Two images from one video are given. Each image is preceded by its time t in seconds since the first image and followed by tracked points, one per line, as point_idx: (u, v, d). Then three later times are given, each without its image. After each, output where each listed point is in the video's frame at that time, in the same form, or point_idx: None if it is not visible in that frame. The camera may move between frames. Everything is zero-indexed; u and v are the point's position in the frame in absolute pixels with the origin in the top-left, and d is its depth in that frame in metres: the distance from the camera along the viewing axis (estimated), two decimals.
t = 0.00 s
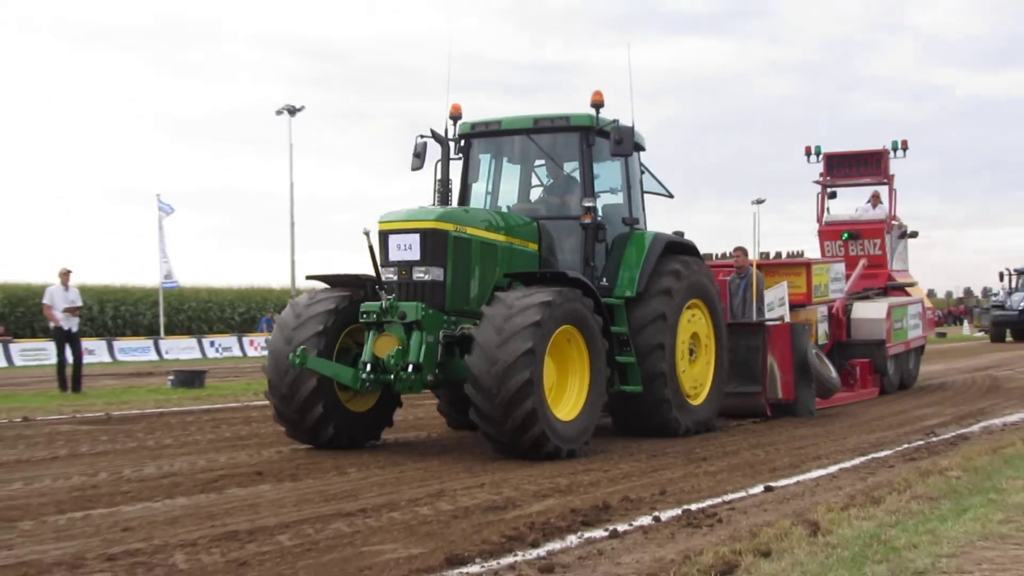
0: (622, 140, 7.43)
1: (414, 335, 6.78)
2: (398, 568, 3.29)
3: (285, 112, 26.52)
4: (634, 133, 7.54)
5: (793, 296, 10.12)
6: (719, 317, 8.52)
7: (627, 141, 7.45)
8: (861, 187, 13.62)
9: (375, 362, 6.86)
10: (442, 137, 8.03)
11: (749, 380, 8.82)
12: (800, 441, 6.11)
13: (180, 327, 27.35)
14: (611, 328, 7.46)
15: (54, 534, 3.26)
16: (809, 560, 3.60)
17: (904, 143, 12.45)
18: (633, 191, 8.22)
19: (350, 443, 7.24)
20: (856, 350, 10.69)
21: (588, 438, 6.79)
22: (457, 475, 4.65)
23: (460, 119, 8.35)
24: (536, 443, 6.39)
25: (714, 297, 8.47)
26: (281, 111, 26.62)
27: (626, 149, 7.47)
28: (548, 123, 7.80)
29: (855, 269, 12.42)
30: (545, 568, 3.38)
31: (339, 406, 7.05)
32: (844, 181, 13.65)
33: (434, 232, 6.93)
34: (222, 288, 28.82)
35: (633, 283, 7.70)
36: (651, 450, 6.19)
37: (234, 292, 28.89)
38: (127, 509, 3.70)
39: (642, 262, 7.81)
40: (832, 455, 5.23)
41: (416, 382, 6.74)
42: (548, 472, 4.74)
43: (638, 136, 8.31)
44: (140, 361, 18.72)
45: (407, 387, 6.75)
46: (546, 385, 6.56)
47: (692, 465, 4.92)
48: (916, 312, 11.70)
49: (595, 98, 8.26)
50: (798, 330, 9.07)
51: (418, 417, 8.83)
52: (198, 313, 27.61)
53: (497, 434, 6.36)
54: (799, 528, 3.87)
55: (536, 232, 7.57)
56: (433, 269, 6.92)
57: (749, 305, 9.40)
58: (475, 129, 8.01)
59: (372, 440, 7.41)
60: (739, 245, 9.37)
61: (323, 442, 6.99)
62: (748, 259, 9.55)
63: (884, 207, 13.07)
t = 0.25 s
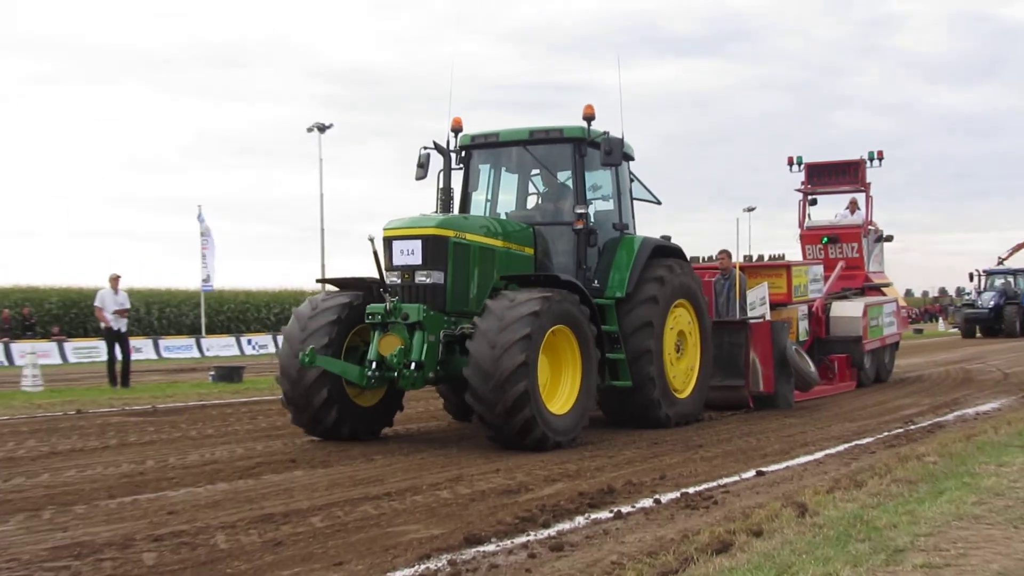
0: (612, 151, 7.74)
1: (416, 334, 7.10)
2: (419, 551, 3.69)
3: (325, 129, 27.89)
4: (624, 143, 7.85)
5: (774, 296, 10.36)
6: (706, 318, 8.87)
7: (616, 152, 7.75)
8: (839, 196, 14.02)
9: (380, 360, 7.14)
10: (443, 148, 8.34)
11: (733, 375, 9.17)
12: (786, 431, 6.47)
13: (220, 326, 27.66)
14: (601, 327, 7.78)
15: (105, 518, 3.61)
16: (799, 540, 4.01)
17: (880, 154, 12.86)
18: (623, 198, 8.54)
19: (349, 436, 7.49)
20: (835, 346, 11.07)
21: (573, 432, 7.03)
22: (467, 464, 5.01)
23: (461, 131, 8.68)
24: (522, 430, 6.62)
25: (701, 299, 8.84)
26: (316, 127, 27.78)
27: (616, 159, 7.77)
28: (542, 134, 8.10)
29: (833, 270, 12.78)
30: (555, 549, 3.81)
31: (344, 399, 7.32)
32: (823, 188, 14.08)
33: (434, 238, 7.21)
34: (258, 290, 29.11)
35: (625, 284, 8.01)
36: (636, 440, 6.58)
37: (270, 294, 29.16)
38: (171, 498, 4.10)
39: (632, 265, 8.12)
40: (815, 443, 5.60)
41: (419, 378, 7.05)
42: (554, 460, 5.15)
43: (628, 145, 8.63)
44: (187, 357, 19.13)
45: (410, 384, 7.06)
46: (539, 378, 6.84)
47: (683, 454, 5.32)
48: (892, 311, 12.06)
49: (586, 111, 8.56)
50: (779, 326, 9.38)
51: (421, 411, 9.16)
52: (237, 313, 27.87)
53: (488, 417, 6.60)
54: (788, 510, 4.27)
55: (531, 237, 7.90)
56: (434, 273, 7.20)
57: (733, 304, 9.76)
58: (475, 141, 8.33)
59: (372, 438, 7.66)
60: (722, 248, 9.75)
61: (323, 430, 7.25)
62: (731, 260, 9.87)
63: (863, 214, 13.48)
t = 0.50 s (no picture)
0: (604, 161, 8.04)
1: (418, 333, 7.38)
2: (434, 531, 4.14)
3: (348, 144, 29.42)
4: (614, 153, 8.18)
5: (756, 296, 10.77)
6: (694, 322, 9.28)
7: (605, 162, 8.02)
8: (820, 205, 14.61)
9: (385, 357, 7.44)
10: (445, 158, 8.66)
11: (718, 370, 9.55)
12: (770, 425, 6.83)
13: (259, 323, 28.65)
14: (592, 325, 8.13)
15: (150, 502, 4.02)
16: (786, 521, 4.38)
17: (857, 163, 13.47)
18: (613, 204, 8.90)
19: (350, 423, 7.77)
20: (815, 343, 11.47)
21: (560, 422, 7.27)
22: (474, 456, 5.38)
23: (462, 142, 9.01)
24: (509, 416, 6.90)
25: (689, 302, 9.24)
26: (344, 141, 29.39)
27: (606, 169, 8.10)
28: (537, 145, 8.42)
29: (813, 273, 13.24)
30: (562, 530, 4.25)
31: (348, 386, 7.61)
32: (805, 196, 14.65)
33: (434, 243, 7.51)
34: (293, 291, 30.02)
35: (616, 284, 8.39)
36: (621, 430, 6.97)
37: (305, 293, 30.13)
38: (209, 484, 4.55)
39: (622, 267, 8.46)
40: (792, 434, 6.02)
41: (420, 374, 7.35)
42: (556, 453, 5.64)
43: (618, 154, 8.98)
44: (223, 351, 19.85)
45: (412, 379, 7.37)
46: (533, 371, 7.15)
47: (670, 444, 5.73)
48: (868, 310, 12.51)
49: (579, 122, 8.87)
50: (762, 325, 9.74)
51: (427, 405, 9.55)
52: (274, 311, 28.81)
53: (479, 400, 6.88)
54: (778, 492, 4.66)
55: (526, 241, 8.23)
56: (435, 275, 7.49)
57: (717, 304, 10.06)
58: (475, 151, 8.66)
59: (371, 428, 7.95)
60: (708, 251, 10.12)
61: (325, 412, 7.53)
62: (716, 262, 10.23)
63: (843, 219, 13.92)
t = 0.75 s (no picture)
0: (598, 168, 8.37)
1: (422, 330, 7.70)
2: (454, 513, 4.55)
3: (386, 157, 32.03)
4: (608, 160, 8.51)
5: (744, 294, 11.12)
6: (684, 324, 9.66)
7: (600, 169, 8.34)
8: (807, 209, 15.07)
9: (390, 354, 7.75)
10: (449, 165, 8.98)
11: (708, 363, 9.89)
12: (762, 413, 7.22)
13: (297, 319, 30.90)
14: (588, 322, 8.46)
15: (191, 485, 4.43)
16: (779, 502, 4.73)
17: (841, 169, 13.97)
18: (608, 209, 9.21)
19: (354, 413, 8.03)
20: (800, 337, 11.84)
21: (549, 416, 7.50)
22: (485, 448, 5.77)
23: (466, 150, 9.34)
24: (502, 399, 7.13)
25: (680, 303, 9.62)
26: (372, 150, 30.86)
27: (600, 174, 8.42)
28: (535, 152, 8.75)
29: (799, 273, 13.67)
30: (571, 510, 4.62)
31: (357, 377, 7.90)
32: (792, 200, 15.14)
33: (438, 246, 7.77)
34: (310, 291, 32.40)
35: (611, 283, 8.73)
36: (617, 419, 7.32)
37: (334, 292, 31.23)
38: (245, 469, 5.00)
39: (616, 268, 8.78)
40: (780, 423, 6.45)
41: (424, 369, 7.64)
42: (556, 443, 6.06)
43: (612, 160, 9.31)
44: (260, 345, 21.08)
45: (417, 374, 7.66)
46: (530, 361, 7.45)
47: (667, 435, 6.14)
48: (852, 307, 12.92)
49: (574, 131, 9.19)
50: (748, 321, 10.08)
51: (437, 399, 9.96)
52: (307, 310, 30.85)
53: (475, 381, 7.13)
54: (771, 475, 5.02)
55: (525, 244, 8.54)
56: (438, 276, 7.75)
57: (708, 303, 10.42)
58: (478, 159, 8.99)
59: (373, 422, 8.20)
60: (699, 252, 10.47)
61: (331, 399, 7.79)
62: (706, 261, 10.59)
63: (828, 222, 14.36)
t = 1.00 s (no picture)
0: (593, 176, 8.74)
1: (425, 326, 8.02)
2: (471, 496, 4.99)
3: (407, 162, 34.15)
4: (602, 166, 8.85)
5: (731, 294, 11.53)
6: (677, 327, 10.04)
7: (596, 175, 8.69)
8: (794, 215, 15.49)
9: (396, 349, 8.08)
10: (454, 172, 9.38)
11: (697, 359, 10.26)
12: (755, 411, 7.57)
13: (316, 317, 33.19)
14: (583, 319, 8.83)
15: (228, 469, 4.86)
16: (771, 488, 5.11)
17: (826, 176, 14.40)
18: (604, 214, 9.57)
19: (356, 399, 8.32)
20: (785, 335, 12.26)
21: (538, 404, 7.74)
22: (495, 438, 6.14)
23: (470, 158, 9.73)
24: (494, 379, 7.42)
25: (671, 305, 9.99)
26: (394, 159, 32.91)
27: (595, 181, 8.75)
28: (535, 159, 9.12)
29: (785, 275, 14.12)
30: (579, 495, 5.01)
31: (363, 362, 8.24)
32: (778, 206, 15.58)
33: (440, 246, 8.12)
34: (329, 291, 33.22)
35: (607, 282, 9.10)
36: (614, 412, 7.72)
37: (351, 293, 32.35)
38: (280, 455, 5.58)
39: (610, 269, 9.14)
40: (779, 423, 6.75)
41: (427, 364, 7.97)
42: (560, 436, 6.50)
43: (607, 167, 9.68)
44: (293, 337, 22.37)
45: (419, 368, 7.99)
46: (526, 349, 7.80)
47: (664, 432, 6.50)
48: (835, 306, 13.37)
49: (573, 140, 9.57)
50: (736, 319, 10.46)
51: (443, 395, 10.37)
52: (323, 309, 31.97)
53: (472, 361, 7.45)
54: (764, 464, 5.43)
55: (525, 245, 8.90)
56: (441, 275, 8.09)
57: (698, 301, 10.76)
58: (482, 165, 9.36)
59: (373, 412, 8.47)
60: (689, 255, 10.86)
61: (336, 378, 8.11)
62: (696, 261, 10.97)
63: (814, 226, 14.81)
